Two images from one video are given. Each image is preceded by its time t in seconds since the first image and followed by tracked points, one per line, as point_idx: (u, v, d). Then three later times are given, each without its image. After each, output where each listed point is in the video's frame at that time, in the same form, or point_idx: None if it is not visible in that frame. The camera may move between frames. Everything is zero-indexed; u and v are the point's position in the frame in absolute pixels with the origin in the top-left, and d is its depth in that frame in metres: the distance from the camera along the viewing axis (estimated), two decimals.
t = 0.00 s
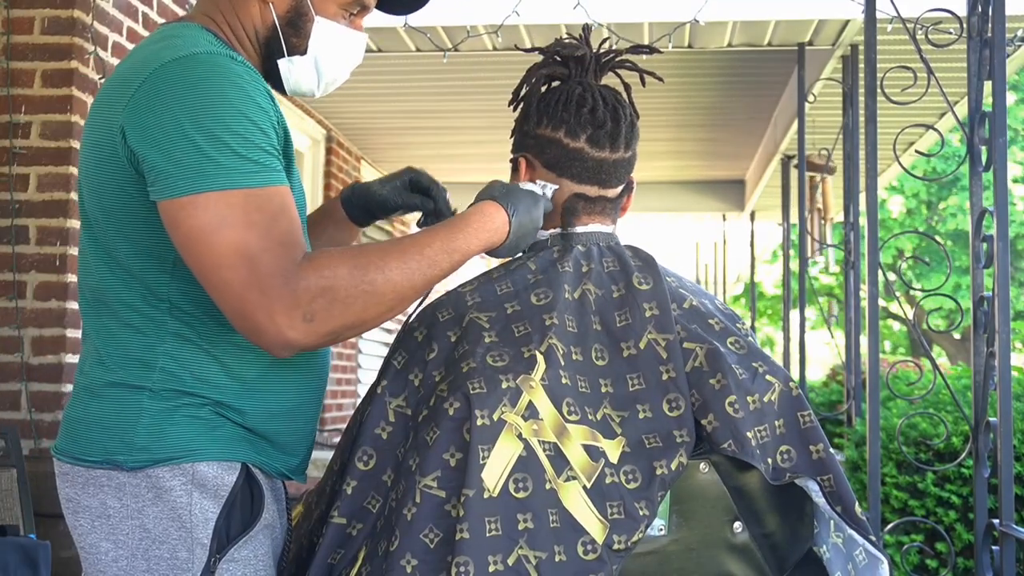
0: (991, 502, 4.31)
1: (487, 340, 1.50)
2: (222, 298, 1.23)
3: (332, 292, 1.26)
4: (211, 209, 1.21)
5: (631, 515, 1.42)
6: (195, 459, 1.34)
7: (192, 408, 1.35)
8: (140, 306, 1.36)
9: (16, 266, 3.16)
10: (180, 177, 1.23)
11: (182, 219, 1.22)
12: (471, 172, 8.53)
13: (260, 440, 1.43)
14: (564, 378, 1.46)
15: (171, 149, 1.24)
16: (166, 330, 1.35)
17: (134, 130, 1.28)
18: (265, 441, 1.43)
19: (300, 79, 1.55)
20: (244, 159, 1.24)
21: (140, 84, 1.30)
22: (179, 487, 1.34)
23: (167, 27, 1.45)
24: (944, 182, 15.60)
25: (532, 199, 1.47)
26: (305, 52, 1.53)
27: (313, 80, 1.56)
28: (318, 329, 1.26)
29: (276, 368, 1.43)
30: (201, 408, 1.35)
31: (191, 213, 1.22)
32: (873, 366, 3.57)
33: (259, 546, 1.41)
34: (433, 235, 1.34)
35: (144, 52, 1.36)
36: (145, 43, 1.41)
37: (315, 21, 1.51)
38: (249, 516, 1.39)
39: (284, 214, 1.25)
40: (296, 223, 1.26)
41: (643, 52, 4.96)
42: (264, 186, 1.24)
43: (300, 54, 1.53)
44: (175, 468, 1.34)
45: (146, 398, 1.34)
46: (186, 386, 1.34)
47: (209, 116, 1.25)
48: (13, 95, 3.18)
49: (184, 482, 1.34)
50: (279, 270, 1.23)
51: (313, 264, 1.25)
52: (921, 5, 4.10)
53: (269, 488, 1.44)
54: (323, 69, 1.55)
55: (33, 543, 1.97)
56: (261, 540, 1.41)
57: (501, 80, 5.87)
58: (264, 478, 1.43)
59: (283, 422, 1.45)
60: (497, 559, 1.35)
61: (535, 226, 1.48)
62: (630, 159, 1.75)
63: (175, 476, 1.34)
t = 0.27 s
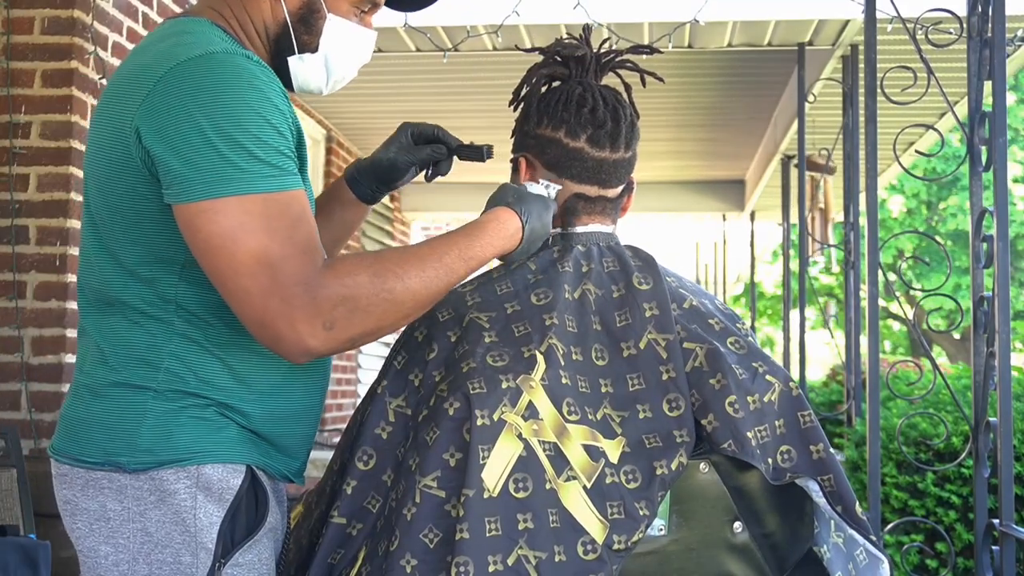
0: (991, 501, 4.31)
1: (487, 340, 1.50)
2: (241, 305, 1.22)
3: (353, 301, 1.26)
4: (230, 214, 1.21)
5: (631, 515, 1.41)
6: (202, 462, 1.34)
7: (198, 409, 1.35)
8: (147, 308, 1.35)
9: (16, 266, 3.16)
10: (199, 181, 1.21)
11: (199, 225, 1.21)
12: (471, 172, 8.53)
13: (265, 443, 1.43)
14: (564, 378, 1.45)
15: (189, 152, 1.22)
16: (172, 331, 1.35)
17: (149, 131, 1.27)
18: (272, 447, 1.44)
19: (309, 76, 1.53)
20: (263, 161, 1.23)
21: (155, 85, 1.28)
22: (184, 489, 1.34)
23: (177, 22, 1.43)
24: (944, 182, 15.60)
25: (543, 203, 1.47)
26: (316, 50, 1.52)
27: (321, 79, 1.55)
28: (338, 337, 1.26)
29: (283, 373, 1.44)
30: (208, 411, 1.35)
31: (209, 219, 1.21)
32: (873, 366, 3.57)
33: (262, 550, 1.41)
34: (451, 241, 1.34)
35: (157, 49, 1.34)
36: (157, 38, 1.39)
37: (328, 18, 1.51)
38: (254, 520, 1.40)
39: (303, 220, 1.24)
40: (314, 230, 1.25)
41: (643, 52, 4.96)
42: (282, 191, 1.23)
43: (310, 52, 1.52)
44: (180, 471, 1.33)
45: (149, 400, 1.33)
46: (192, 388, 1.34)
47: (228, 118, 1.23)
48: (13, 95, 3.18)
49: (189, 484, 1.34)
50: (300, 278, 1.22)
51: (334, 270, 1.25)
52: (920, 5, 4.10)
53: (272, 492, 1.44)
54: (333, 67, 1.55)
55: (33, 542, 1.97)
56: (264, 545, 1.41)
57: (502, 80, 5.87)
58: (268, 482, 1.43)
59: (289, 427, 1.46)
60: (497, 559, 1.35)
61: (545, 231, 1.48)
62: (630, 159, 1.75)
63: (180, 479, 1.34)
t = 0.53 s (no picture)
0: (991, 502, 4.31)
1: (487, 340, 1.50)
2: (250, 311, 1.21)
3: (362, 308, 1.26)
4: (243, 219, 1.20)
5: (630, 515, 1.41)
6: (210, 466, 1.34)
7: (205, 412, 1.34)
8: (152, 310, 1.34)
9: (16, 266, 3.16)
10: (212, 185, 1.20)
11: (211, 230, 1.20)
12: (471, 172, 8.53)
13: (270, 447, 1.43)
14: (565, 378, 1.45)
15: (203, 156, 1.21)
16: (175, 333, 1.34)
17: (161, 134, 1.25)
18: (277, 451, 1.45)
19: (319, 77, 1.52)
20: (277, 166, 1.22)
21: (166, 86, 1.27)
22: (191, 493, 1.33)
23: (183, 18, 1.41)
24: (944, 182, 15.60)
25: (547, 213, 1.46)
26: (329, 49, 1.52)
27: (330, 79, 1.53)
28: (346, 345, 1.26)
29: (289, 377, 1.44)
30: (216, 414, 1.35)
31: (221, 224, 1.20)
32: (873, 366, 3.57)
33: (267, 554, 1.41)
34: (456, 248, 1.34)
35: (166, 48, 1.32)
36: (164, 36, 1.37)
37: (343, 17, 1.50)
38: (259, 525, 1.40)
39: (314, 225, 1.24)
40: (324, 235, 1.25)
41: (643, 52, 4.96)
42: (295, 196, 1.23)
43: (323, 51, 1.51)
44: (188, 474, 1.33)
45: (154, 403, 1.33)
46: (198, 391, 1.34)
47: (243, 122, 1.22)
48: (13, 95, 3.18)
49: (195, 488, 1.34)
50: (312, 284, 1.22)
51: (344, 276, 1.25)
52: (920, 5, 4.10)
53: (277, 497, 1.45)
54: (342, 66, 1.54)
55: (33, 542, 1.97)
56: (269, 549, 1.42)
57: (502, 80, 5.87)
58: (274, 486, 1.44)
59: (293, 432, 1.46)
60: (496, 559, 1.35)
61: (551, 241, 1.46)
62: (629, 159, 1.75)
63: (186, 483, 1.33)
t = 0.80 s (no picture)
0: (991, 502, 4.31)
1: (487, 340, 1.50)
2: (259, 312, 1.21)
3: (370, 309, 1.27)
4: (251, 222, 1.20)
5: (631, 515, 1.41)
6: (215, 467, 1.34)
7: (208, 413, 1.34)
8: (151, 310, 1.34)
9: (16, 266, 3.16)
10: (220, 188, 1.20)
11: (219, 233, 1.20)
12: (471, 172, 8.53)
13: (273, 448, 1.43)
14: (565, 378, 1.45)
15: (210, 157, 1.21)
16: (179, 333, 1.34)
17: (166, 135, 1.24)
18: (280, 451, 1.45)
19: (318, 70, 1.52)
20: (284, 168, 1.22)
21: (171, 86, 1.26)
22: (195, 494, 1.33)
23: (183, 16, 1.40)
24: (944, 182, 15.60)
25: (538, 203, 1.47)
26: (332, 40, 1.52)
27: (329, 72, 1.53)
28: (354, 345, 1.27)
29: (290, 377, 1.44)
30: (221, 414, 1.35)
31: (229, 227, 1.20)
32: (873, 366, 3.57)
33: (271, 554, 1.42)
34: (455, 245, 1.35)
35: (169, 47, 1.31)
36: (165, 34, 1.36)
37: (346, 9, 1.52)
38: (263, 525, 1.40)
39: (320, 226, 1.24)
40: (331, 237, 1.26)
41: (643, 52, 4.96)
42: (303, 197, 1.23)
43: (325, 41, 1.51)
44: (192, 475, 1.33)
45: (157, 405, 1.33)
46: (202, 392, 1.34)
47: (249, 124, 1.22)
48: (13, 95, 3.18)
49: (200, 489, 1.34)
50: (321, 286, 1.23)
51: (352, 278, 1.27)
52: (920, 5, 4.10)
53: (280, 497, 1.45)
54: (341, 58, 1.54)
55: (33, 542, 1.97)
56: (272, 549, 1.42)
57: (502, 80, 5.87)
58: (278, 486, 1.44)
59: (295, 431, 1.46)
60: (496, 559, 1.35)
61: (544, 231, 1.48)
62: (629, 159, 1.75)
63: (190, 484, 1.33)
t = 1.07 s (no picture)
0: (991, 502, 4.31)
1: (487, 340, 1.50)
2: (243, 309, 1.21)
3: (353, 300, 1.26)
4: (233, 218, 1.20)
5: (630, 514, 1.41)
6: (206, 463, 1.34)
7: (200, 411, 1.35)
8: (146, 310, 1.34)
9: (17, 266, 3.16)
10: (200, 185, 1.20)
11: (201, 230, 1.20)
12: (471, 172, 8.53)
13: (266, 444, 1.43)
14: (565, 378, 1.45)
15: (191, 155, 1.21)
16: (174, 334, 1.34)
17: (149, 135, 1.25)
18: (273, 446, 1.45)
19: (308, 65, 1.51)
20: (265, 166, 1.22)
21: (153, 87, 1.27)
22: (188, 491, 1.34)
23: (170, 20, 1.41)
24: (945, 182, 15.61)
25: (520, 190, 1.47)
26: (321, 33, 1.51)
27: (319, 69, 1.53)
28: (339, 338, 1.26)
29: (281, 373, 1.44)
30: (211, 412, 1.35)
31: (211, 224, 1.20)
32: (873, 366, 3.57)
33: (264, 550, 1.41)
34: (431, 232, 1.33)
35: (154, 50, 1.33)
36: (152, 38, 1.37)
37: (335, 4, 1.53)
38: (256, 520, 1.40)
39: (303, 222, 1.24)
40: (314, 232, 1.25)
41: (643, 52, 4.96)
42: (284, 194, 1.23)
43: (314, 35, 1.51)
44: (184, 472, 1.33)
45: (150, 403, 1.33)
46: (194, 389, 1.34)
47: (229, 122, 1.22)
48: (13, 95, 3.18)
49: (192, 485, 1.34)
50: (303, 280, 1.22)
51: (334, 271, 1.26)
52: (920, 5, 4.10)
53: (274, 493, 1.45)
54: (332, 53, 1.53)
55: (33, 542, 1.97)
56: (266, 545, 1.42)
57: (502, 80, 5.87)
58: (270, 483, 1.43)
59: (288, 428, 1.46)
60: (496, 558, 1.35)
61: (528, 218, 1.48)
62: (628, 159, 1.75)
63: (183, 480, 1.33)
